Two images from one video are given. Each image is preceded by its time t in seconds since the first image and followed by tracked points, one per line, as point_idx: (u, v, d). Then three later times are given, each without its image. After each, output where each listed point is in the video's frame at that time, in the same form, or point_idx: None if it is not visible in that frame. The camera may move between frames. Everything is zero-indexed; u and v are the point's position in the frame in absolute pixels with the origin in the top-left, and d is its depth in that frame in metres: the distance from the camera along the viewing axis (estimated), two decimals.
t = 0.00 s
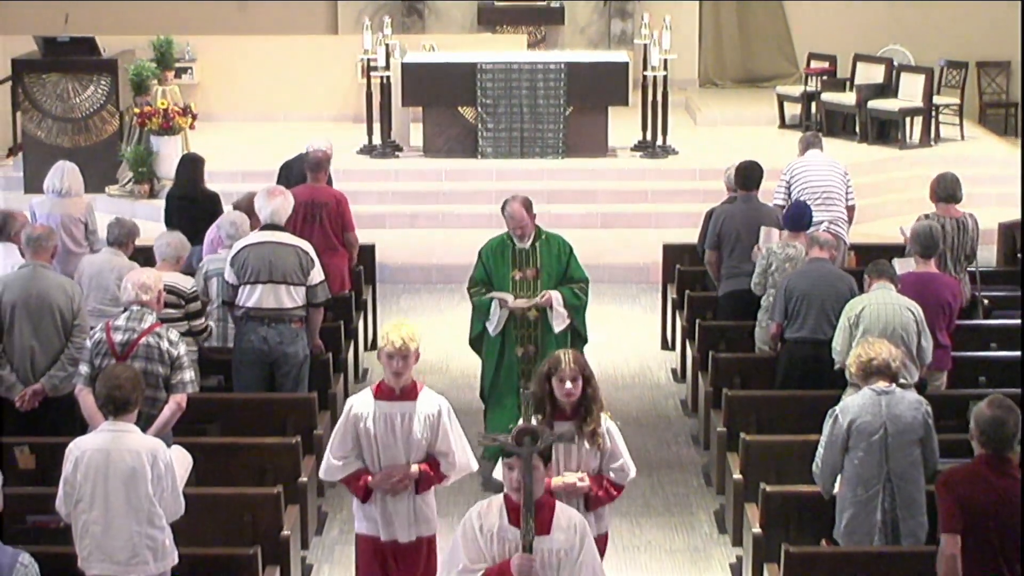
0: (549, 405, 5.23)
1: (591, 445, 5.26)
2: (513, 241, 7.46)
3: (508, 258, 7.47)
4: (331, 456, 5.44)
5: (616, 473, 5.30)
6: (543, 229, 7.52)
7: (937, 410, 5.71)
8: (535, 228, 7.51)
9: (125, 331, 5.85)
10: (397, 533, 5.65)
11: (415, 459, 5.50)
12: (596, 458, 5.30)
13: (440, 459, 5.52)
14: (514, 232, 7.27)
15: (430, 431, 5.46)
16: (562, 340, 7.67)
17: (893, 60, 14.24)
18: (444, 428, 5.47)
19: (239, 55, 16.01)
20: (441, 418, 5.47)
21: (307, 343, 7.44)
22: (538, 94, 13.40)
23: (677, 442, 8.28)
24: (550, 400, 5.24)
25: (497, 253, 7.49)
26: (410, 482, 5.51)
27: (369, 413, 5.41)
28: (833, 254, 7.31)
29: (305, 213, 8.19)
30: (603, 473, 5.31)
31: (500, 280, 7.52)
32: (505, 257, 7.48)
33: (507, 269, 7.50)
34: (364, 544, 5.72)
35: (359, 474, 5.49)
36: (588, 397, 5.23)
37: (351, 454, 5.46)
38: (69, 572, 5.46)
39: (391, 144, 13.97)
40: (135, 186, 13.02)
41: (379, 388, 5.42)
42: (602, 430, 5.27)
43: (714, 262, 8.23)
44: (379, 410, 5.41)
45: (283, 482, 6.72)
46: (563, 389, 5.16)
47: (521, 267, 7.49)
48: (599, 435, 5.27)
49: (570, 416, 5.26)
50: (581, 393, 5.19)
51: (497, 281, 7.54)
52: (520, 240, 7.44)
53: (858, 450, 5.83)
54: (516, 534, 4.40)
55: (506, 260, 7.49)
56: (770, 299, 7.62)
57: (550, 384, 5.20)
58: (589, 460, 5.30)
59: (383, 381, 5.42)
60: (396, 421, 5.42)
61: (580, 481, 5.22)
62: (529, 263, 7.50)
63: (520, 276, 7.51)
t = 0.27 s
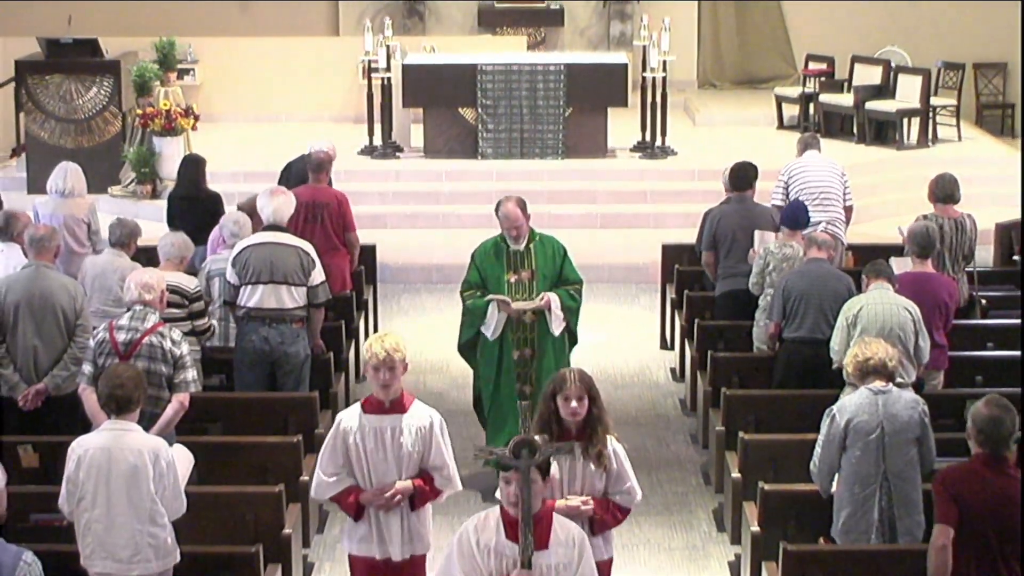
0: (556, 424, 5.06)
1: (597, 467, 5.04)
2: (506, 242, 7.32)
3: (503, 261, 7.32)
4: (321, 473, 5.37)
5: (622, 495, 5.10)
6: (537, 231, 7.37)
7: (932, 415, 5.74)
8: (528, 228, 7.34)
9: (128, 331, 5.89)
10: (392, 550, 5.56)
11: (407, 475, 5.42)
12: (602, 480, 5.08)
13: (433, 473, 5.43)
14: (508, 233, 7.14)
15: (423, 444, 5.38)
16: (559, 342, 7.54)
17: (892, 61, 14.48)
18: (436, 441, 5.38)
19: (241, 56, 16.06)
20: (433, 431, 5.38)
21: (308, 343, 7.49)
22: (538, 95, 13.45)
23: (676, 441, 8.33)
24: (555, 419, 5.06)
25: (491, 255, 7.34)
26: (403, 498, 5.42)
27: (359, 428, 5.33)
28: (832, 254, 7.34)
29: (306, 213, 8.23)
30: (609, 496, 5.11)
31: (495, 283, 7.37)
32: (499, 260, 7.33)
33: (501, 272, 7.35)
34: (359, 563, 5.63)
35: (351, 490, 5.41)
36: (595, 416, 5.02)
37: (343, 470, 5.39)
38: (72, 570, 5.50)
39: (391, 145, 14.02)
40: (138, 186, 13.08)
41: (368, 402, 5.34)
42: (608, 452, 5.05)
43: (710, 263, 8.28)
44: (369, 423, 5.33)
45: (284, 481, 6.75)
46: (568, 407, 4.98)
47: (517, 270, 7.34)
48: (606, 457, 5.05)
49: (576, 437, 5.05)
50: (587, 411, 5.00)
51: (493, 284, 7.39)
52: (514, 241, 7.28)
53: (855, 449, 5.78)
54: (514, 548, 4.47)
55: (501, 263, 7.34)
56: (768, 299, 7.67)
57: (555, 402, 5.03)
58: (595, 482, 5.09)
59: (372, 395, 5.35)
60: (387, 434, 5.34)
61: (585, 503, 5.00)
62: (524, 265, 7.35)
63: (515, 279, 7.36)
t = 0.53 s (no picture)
0: (553, 440, 4.97)
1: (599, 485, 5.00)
2: (506, 254, 7.16)
3: (502, 273, 7.17)
4: (320, 502, 5.16)
5: (624, 515, 5.04)
6: (539, 244, 7.22)
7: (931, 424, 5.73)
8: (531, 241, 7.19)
9: (132, 331, 5.94)
10: None
11: (409, 504, 5.21)
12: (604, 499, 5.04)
13: (436, 503, 5.22)
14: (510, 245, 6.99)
15: (425, 472, 5.17)
16: (557, 359, 7.35)
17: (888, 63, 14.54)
18: (439, 469, 5.17)
19: (242, 57, 16.11)
20: (436, 459, 5.17)
21: (309, 342, 7.54)
22: (538, 97, 13.51)
23: (675, 440, 8.38)
24: (556, 438, 4.98)
25: (491, 267, 7.19)
26: (404, 529, 5.20)
27: (358, 455, 5.13)
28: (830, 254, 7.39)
29: (308, 213, 8.29)
30: (611, 515, 5.06)
31: (494, 295, 7.21)
32: (500, 272, 7.18)
33: (500, 284, 7.19)
34: None
35: (351, 521, 5.19)
36: (597, 435, 4.95)
37: (341, 500, 5.18)
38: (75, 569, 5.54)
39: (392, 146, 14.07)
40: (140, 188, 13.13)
41: (367, 427, 5.14)
42: (610, 470, 5.00)
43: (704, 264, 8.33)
44: (369, 450, 5.13)
45: (286, 479, 6.80)
46: (568, 425, 4.90)
47: (517, 282, 7.18)
48: (607, 475, 5.00)
49: (577, 456, 4.99)
50: (588, 428, 4.93)
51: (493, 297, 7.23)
52: (515, 253, 7.14)
53: (853, 447, 5.81)
54: None
55: (500, 274, 7.19)
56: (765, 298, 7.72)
57: (555, 420, 4.95)
58: (596, 502, 5.06)
59: (371, 421, 5.15)
60: (387, 462, 5.14)
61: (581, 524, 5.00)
62: (525, 278, 7.18)
63: (515, 292, 7.20)
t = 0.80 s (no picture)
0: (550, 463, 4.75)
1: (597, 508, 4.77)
2: (513, 265, 6.92)
3: (508, 283, 6.91)
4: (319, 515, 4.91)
5: (622, 541, 4.81)
6: (547, 254, 6.94)
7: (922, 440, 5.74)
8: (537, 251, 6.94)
9: (136, 330, 6.00)
10: None
11: (411, 523, 4.95)
12: (601, 524, 4.81)
13: (440, 523, 4.96)
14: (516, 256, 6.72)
15: (430, 490, 4.91)
16: (563, 374, 7.07)
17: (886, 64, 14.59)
18: (445, 488, 4.92)
19: (243, 58, 16.17)
20: (441, 478, 4.92)
21: (311, 342, 7.59)
22: (537, 98, 13.57)
23: (674, 439, 8.44)
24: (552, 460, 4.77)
25: (497, 278, 6.93)
26: (406, 549, 4.94)
27: (361, 468, 4.89)
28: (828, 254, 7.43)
29: (309, 213, 8.36)
30: (609, 541, 4.82)
31: (500, 306, 6.96)
32: (505, 282, 6.92)
33: (506, 295, 6.94)
34: None
35: (350, 537, 4.94)
36: (594, 459, 4.73)
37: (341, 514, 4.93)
38: (78, 568, 5.58)
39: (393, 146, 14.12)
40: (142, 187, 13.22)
41: (373, 441, 4.90)
42: (609, 493, 4.78)
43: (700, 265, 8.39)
44: (372, 464, 4.88)
45: (288, 478, 6.85)
46: (565, 446, 4.70)
47: (522, 293, 6.93)
48: (606, 497, 4.78)
49: (574, 479, 4.76)
50: (586, 450, 4.72)
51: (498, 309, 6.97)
52: (522, 264, 6.88)
53: (851, 446, 5.86)
54: None
55: (506, 286, 6.93)
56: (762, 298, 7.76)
57: (552, 441, 4.74)
58: (594, 526, 4.82)
59: (377, 434, 4.91)
60: (391, 478, 4.89)
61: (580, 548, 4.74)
62: (530, 289, 6.93)
63: (520, 303, 6.95)
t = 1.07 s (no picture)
0: (552, 482, 4.81)
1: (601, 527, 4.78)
2: (512, 271, 6.94)
3: (507, 290, 6.94)
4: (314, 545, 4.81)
5: (627, 559, 4.83)
6: (545, 260, 6.97)
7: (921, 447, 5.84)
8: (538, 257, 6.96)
9: (140, 330, 6.04)
10: None
11: (408, 551, 4.82)
12: (606, 543, 4.82)
13: (438, 549, 4.84)
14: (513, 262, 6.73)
15: (427, 516, 4.80)
16: (564, 380, 7.10)
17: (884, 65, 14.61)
18: (442, 513, 4.80)
19: (244, 59, 16.21)
20: (438, 503, 4.80)
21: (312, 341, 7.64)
22: (537, 99, 13.63)
23: (673, 438, 8.50)
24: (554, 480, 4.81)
25: (496, 285, 6.96)
26: None
27: (356, 497, 4.78)
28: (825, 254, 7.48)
29: (310, 213, 8.42)
30: (613, 560, 4.84)
31: (498, 312, 6.98)
32: (503, 289, 6.95)
33: (505, 302, 6.97)
34: None
35: (346, 566, 4.83)
36: (597, 477, 4.78)
37: (337, 543, 4.83)
38: (82, 565, 5.63)
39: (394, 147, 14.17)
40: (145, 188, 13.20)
41: (368, 468, 4.79)
42: (613, 511, 4.80)
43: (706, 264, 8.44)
44: (367, 492, 4.77)
45: (289, 476, 6.89)
46: (568, 465, 4.73)
47: (521, 300, 6.96)
48: (610, 516, 4.80)
49: (577, 499, 4.81)
50: (588, 470, 4.76)
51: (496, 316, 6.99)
52: (521, 271, 6.89)
53: (848, 444, 5.90)
54: None
55: (505, 293, 6.96)
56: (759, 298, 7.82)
57: (554, 460, 4.78)
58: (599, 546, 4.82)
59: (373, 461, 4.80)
60: (387, 506, 4.77)
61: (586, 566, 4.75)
62: (529, 296, 6.96)
63: (519, 310, 6.98)
